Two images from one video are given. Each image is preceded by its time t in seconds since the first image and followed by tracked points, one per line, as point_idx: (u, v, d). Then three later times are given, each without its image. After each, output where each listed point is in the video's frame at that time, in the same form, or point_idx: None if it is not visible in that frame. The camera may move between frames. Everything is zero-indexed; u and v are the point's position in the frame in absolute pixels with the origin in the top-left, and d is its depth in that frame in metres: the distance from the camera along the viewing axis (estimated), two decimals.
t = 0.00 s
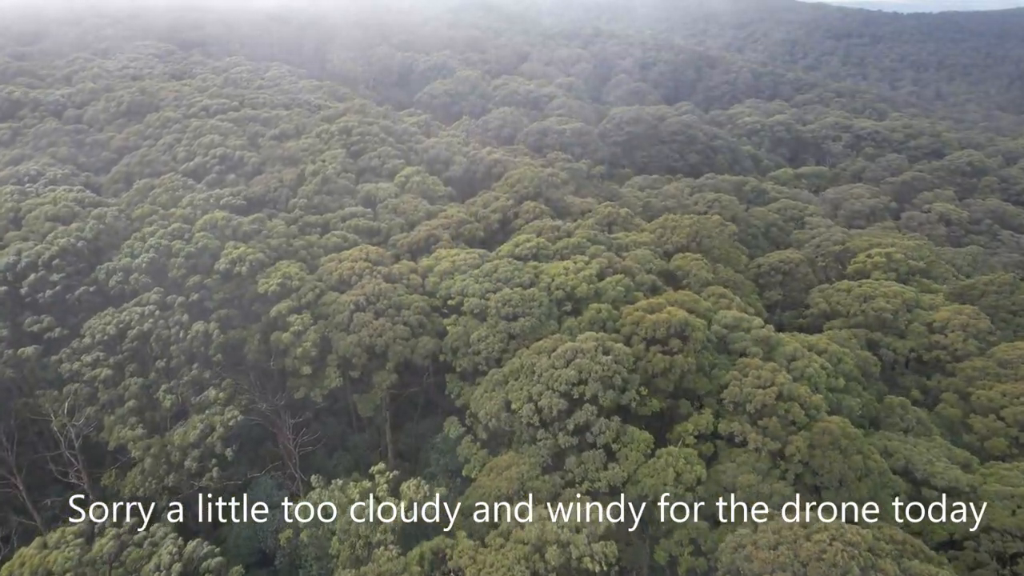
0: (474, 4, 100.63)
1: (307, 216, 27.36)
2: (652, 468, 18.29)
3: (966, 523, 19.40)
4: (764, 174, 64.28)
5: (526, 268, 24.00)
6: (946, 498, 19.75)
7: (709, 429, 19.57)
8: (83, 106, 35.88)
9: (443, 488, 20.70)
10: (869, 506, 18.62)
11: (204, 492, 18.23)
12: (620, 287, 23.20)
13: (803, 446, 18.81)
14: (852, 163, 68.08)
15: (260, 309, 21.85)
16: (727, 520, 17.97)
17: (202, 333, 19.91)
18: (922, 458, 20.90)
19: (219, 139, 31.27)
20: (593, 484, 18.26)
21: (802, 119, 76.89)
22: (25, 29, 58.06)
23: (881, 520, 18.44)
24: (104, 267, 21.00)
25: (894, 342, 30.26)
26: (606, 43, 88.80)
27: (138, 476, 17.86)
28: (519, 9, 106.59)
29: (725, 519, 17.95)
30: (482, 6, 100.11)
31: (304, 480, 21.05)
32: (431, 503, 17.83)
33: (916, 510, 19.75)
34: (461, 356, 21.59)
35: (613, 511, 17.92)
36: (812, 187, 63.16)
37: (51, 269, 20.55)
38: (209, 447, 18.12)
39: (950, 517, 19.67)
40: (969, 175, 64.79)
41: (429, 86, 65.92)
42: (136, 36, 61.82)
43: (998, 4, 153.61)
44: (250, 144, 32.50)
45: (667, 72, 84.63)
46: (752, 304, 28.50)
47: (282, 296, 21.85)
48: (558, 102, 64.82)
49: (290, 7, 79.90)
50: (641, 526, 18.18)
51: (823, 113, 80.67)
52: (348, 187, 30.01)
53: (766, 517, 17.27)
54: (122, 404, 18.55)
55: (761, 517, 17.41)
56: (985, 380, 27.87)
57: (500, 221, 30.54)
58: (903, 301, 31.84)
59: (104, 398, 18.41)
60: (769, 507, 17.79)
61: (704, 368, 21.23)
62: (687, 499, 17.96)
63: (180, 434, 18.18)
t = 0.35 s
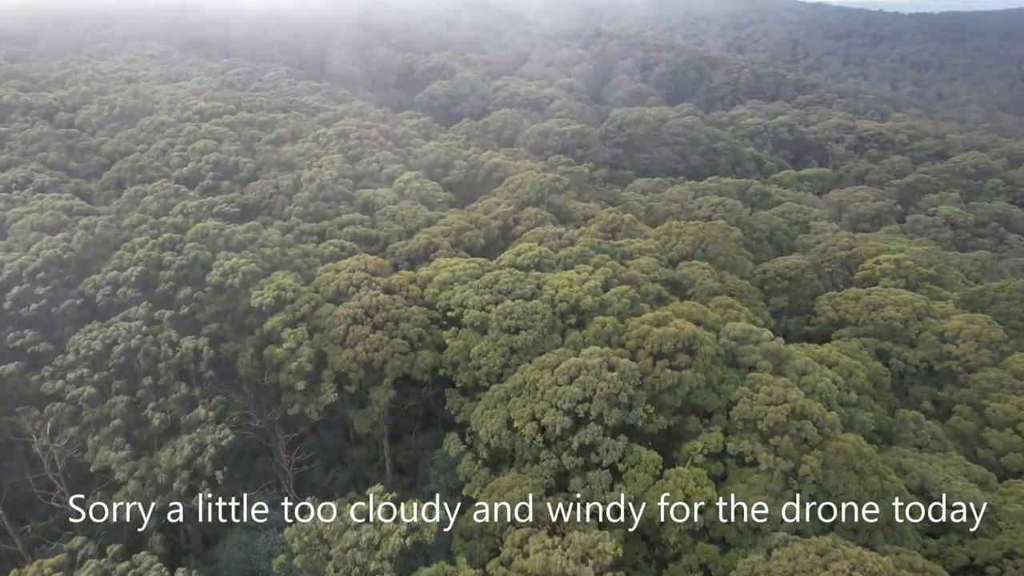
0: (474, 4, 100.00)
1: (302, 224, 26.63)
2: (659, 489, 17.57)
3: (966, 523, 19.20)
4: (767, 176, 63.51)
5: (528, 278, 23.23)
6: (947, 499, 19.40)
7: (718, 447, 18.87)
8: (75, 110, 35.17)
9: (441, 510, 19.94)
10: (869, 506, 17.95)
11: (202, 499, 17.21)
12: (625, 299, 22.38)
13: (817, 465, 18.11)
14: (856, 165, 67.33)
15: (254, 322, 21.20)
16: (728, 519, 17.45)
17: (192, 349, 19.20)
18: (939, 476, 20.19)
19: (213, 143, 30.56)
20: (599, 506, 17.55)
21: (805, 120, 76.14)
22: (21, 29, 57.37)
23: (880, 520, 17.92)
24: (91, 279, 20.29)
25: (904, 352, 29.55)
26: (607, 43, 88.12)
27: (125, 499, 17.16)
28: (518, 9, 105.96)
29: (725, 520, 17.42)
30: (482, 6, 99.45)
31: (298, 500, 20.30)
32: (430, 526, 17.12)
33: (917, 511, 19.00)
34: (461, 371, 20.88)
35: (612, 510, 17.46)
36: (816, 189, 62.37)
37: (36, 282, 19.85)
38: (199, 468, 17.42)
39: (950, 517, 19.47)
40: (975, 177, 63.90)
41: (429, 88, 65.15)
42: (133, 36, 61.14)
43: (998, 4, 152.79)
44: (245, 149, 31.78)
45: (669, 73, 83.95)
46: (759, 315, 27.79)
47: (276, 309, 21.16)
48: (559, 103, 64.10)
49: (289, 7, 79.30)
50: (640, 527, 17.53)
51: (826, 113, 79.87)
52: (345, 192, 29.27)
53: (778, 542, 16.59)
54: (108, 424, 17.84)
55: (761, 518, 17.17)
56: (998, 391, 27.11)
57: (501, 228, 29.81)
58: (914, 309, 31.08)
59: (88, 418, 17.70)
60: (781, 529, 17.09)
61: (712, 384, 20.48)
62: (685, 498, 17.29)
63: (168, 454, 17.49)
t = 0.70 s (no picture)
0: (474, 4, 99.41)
1: (299, 231, 25.97)
2: (667, 511, 16.84)
3: (966, 524, 19.06)
4: (770, 177, 62.83)
5: (530, 288, 22.55)
6: (947, 499, 19.13)
7: (728, 466, 18.20)
8: (69, 114, 34.57)
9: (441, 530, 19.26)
10: (869, 505, 17.34)
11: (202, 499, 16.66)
12: (630, 311, 21.67)
13: (830, 485, 17.45)
14: (859, 166, 66.63)
15: (247, 335, 20.55)
16: (727, 520, 17.04)
17: (183, 364, 18.55)
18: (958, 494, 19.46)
19: (208, 148, 29.91)
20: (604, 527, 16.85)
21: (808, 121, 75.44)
22: (18, 30, 56.90)
23: (880, 519, 17.25)
24: (77, 292, 19.68)
25: (914, 361, 28.89)
26: (608, 44, 87.46)
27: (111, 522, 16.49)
28: (519, 9, 105.39)
29: (725, 520, 17.03)
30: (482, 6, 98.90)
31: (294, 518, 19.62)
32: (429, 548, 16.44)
33: (916, 510, 18.29)
34: (461, 385, 20.23)
35: (612, 509, 16.93)
36: (819, 191, 61.64)
37: (21, 295, 19.28)
38: (188, 489, 16.74)
39: (950, 517, 19.28)
40: (981, 178, 62.95)
41: (429, 89, 64.44)
42: (130, 37, 60.55)
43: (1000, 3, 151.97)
44: (241, 153, 31.14)
45: (670, 74, 83.33)
46: (766, 325, 27.14)
47: (270, 321, 20.50)
48: (560, 105, 63.43)
49: (288, 7, 78.79)
50: (642, 529, 16.85)
51: (830, 113, 79.10)
52: (343, 198, 28.63)
53: (791, 566, 15.88)
54: (93, 443, 17.18)
55: (762, 517, 16.93)
56: (1013, 403, 26.42)
57: (503, 234, 29.13)
58: (924, 317, 30.36)
59: (72, 437, 17.07)
60: (793, 553, 16.38)
61: (721, 399, 19.80)
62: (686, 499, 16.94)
63: (156, 475, 16.77)
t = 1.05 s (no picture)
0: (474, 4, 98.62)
1: (294, 240, 25.23)
2: (675, 535, 15.95)
3: (966, 523, 18.71)
4: (772, 179, 62.07)
5: (533, 299, 21.78)
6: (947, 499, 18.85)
7: (739, 487, 17.46)
8: (61, 117, 33.84)
9: (440, 554, 18.57)
10: (868, 505, 16.86)
11: (202, 498, 16.09)
12: (637, 324, 20.87)
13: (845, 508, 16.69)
14: (862, 168, 65.81)
15: (239, 350, 19.85)
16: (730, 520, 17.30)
17: (171, 382, 17.85)
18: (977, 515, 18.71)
19: (201, 153, 29.17)
20: (610, 551, 15.96)
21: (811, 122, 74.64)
22: (14, 31, 56.27)
23: (881, 520, 16.72)
24: (60, 307, 19.00)
25: (925, 372, 28.16)
26: (608, 44, 86.67)
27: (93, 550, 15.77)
28: (519, 9, 104.68)
29: (725, 519, 17.32)
30: (482, 6, 98.20)
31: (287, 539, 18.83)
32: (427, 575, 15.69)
33: (916, 510, 17.56)
34: (461, 403, 19.51)
35: (612, 509, 16.47)
36: (822, 194, 60.88)
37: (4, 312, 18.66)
38: (174, 516, 16.03)
39: (950, 517, 18.87)
40: (985, 180, 61.72)
41: (428, 90, 63.64)
42: (127, 37, 59.82)
43: (1000, 3, 151.16)
44: (235, 158, 30.40)
45: (672, 74, 82.57)
46: (774, 336, 26.40)
47: (263, 336, 19.77)
48: (561, 106, 62.61)
49: (286, 7, 78.16)
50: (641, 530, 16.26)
51: (833, 114, 78.25)
52: (340, 204, 27.91)
53: None
54: (76, 466, 16.48)
55: (762, 517, 16.98)
56: None
57: (504, 242, 28.38)
58: (936, 326, 29.60)
59: (54, 460, 16.39)
60: None
61: (731, 416, 19.02)
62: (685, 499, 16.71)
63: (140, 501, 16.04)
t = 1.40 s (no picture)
0: (473, 4, 97.91)
1: (290, 248, 24.56)
2: (686, 560, 15.24)
3: (966, 523, 18.50)
4: (775, 181, 61.38)
5: (535, 311, 21.07)
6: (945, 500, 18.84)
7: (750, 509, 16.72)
8: (53, 120, 33.16)
9: None
10: (868, 505, 16.53)
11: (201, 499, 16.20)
12: (643, 337, 20.17)
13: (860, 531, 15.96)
14: (866, 169, 64.93)
15: (231, 365, 19.20)
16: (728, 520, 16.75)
17: (160, 400, 17.19)
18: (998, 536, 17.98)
19: (195, 158, 28.48)
20: None
21: (814, 123, 73.88)
22: (10, 31, 55.61)
23: (880, 520, 16.38)
24: (43, 322, 18.26)
25: (937, 382, 27.42)
26: (610, 44, 85.94)
27: None
28: (519, 9, 104.03)
29: (724, 520, 16.74)
30: (482, 6, 97.55)
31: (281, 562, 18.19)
32: None
33: (917, 511, 17.10)
34: (461, 419, 18.85)
35: (611, 509, 15.89)
36: (826, 196, 60.16)
37: None
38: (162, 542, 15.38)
39: (949, 517, 18.74)
40: (991, 183, 60.68)
41: (428, 91, 62.92)
42: (124, 38, 59.15)
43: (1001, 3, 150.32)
44: (230, 163, 29.70)
45: (673, 75, 81.91)
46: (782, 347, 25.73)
47: (255, 351, 19.11)
48: (562, 107, 61.81)
49: (285, 7, 77.51)
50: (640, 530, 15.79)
51: (836, 115, 77.51)
52: (336, 210, 27.23)
53: None
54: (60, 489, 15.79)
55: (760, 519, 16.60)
56: None
57: (505, 248, 27.69)
58: (947, 335, 28.86)
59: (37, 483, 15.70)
60: None
61: (740, 433, 18.31)
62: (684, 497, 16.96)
63: (127, 526, 15.37)
